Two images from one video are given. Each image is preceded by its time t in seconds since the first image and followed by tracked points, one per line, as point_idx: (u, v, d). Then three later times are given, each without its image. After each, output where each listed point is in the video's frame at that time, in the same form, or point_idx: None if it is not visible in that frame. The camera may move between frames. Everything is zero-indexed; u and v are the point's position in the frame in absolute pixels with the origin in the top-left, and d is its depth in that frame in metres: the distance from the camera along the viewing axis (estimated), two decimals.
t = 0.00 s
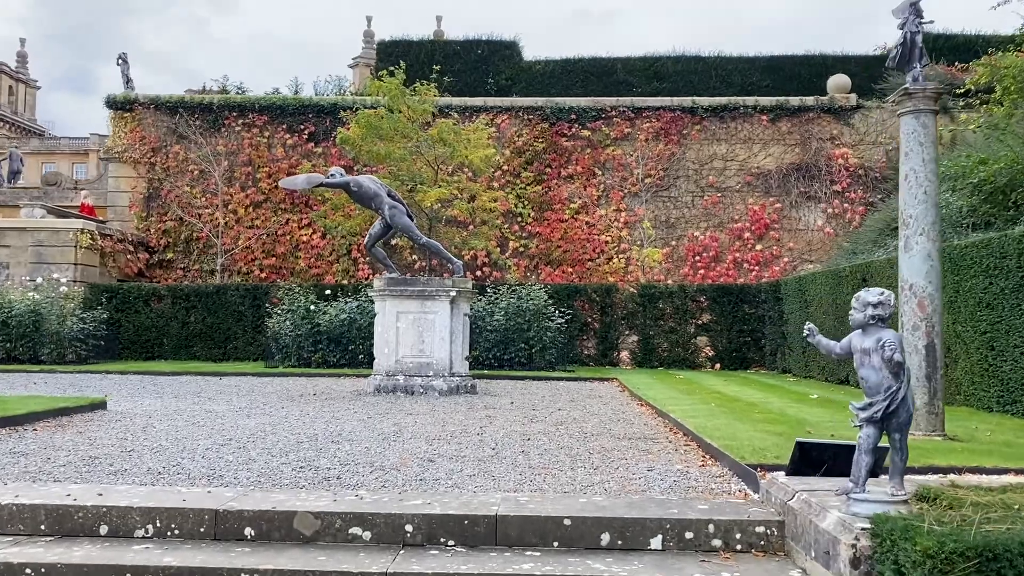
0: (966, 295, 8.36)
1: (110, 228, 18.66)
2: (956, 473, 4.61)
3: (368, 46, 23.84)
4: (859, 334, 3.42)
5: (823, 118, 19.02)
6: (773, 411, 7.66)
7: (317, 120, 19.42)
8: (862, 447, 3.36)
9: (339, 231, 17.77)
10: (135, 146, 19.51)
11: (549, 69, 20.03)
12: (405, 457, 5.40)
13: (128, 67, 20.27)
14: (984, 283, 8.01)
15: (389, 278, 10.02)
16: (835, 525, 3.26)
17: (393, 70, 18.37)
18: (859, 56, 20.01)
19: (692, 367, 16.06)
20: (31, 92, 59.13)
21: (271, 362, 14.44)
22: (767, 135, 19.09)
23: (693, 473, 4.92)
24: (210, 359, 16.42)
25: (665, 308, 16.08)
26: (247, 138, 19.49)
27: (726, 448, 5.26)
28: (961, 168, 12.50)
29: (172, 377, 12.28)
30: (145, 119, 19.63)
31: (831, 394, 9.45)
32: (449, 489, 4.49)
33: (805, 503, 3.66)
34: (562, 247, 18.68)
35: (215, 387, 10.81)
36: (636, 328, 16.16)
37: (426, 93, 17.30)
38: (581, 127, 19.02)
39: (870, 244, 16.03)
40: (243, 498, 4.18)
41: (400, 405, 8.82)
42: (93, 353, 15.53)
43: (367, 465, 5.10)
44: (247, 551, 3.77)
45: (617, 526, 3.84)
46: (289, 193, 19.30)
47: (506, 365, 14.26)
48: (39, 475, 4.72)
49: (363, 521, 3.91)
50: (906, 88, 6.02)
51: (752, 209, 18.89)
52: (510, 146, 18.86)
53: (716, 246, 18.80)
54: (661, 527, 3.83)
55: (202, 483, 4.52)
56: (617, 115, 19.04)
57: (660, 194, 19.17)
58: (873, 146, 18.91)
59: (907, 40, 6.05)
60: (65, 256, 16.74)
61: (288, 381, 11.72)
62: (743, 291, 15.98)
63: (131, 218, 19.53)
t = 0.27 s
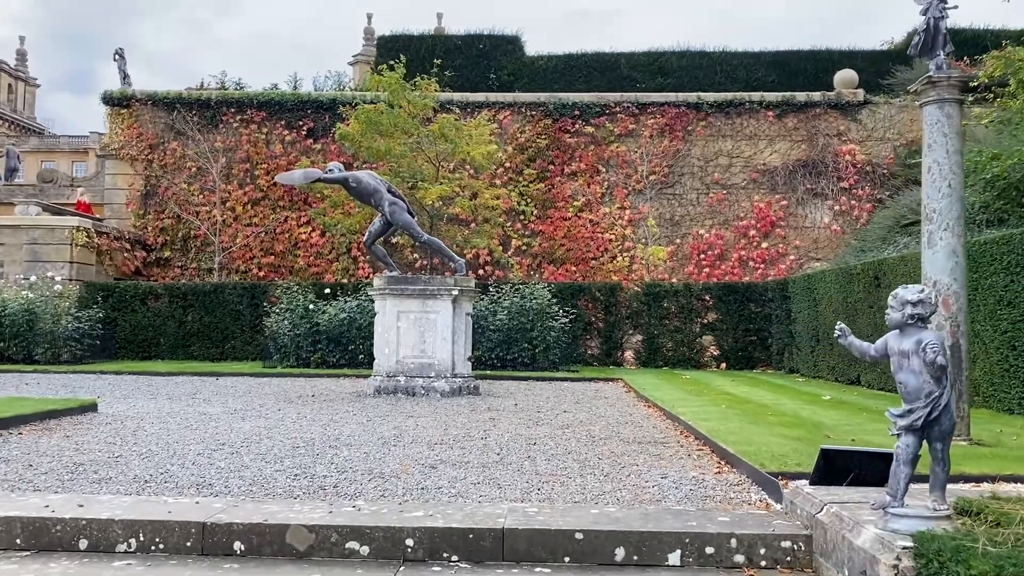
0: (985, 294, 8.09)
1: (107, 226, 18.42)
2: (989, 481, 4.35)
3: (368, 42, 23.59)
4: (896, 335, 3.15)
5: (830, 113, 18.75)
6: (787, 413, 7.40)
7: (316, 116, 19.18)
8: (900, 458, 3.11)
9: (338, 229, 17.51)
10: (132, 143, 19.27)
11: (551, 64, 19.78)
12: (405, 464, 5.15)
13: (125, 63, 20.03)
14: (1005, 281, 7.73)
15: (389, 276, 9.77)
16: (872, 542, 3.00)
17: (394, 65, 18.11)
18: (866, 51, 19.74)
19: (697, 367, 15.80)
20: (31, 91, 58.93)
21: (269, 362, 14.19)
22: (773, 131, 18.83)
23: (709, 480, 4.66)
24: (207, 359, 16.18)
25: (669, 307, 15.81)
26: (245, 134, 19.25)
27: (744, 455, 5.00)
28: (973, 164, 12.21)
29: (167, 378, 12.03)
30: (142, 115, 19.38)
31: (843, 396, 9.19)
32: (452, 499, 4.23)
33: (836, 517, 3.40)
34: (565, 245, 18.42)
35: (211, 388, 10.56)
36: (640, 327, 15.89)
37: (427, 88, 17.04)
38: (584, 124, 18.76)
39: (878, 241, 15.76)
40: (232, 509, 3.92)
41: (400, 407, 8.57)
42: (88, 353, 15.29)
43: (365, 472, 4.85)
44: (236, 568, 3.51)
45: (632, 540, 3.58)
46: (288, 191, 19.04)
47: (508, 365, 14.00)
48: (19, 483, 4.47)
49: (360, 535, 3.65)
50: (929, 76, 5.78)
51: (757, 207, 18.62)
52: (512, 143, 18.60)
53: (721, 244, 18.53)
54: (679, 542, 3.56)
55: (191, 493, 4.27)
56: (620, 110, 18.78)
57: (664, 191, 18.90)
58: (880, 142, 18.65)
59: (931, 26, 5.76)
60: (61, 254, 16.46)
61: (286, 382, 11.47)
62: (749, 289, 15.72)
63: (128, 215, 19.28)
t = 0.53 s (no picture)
0: (1004, 289, 7.84)
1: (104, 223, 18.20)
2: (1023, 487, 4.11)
3: (368, 37, 23.33)
4: (935, 331, 2.91)
5: (836, 108, 18.50)
6: (799, 413, 7.15)
7: (315, 111, 18.94)
8: (940, 464, 2.87)
9: (338, 225, 17.26)
10: (129, 139, 19.04)
11: (553, 59, 19.52)
12: (404, 466, 4.91)
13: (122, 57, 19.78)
14: None
15: (389, 272, 9.54)
16: (909, 555, 2.76)
17: (394, 59, 17.85)
18: (872, 45, 19.47)
19: (703, 365, 15.56)
20: (31, 89, 58.72)
21: (267, 361, 13.96)
22: (778, 126, 18.58)
23: (725, 485, 4.42)
24: (205, 358, 15.95)
25: (674, 304, 15.57)
26: (244, 130, 19.02)
27: (760, 457, 4.76)
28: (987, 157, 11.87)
29: (163, 376, 11.80)
30: (139, 111, 19.15)
31: (855, 395, 8.94)
32: (453, 505, 3.99)
33: (867, 526, 3.16)
34: (567, 242, 18.17)
35: (208, 387, 10.33)
36: (645, 325, 15.65)
37: (428, 82, 16.79)
38: (587, 118, 18.51)
39: (886, 237, 15.51)
40: (219, 517, 3.69)
41: (400, 407, 8.33)
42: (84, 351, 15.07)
43: (362, 476, 4.61)
44: None
45: (647, 551, 3.33)
46: (287, 187, 18.80)
47: (511, 364, 13.77)
48: None
49: (356, 545, 3.42)
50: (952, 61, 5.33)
51: (763, 203, 18.37)
52: (514, 138, 18.34)
53: (726, 240, 18.28)
54: (698, 552, 3.32)
55: (177, 498, 4.03)
56: (624, 105, 18.53)
57: (668, 187, 18.64)
58: (887, 137, 18.39)
59: (953, 8, 4.92)
60: (56, 251, 16.18)
61: (284, 381, 11.24)
62: (755, 286, 15.47)
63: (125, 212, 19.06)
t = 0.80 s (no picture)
0: None
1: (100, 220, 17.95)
2: None
3: (368, 33, 23.06)
4: (980, 327, 2.66)
5: (842, 103, 18.23)
6: (812, 413, 6.88)
7: (314, 106, 18.69)
8: (987, 474, 2.64)
9: (337, 222, 17.00)
10: (126, 135, 18.80)
11: (555, 54, 19.26)
12: (400, 471, 4.65)
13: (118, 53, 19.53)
14: None
15: (387, 269, 9.29)
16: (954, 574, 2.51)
17: (393, 53, 17.59)
18: (878, 40, 19.19)
19: (708, 363, 15.30)
20: (31, 87, 58.47)
21: (264, 360, 13.71)
22: (784, 121, 18.30)
23: (741, 492, 4.15)
24: (202, 357, 15.71)
25: (678, 301, 15.31)
26: (242, 125, 18.76)
27: (778, 462, 4.50)
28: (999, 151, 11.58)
29: (157, 376, 11.54)
30: (136, 106, 18.90)
31: (868, 395, 8.68)
32: (452, 515, 3.73)
33: (902, 540, 2.90)
34: (570, 239, 17.91)
35: (202, 387, 10.09)
36: (648, 323, 15.39)
37: (428, 77, 16.52)
38: (589, 114, 18.24)
39: (894, 234, 15.24)
40: (200, 528, 3.43)
41: (399, 407, 8.08)
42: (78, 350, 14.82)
43: (355, 482, 4.34)
44: None
45: (662, 566, 3.07)
46: (286, 183, 18.54)
47: (512, 363, 13.52)
48: None
49: (346, 560, 3.16)
50: (977, 45, 5.25)
51: (768, 199, 18.09)
52: (516, 134, 18.08)
53: (731, 237, 18.01)
54: (717, 568, 3.05)
55: (157, 508, 3.77)
56: (627, 100, 18.26)
57: (672, 183, 18.37)
58: (894, 132, 18.12)
59: None
60: (51, 248, 15.91)
61: (281, 380, 10.99)
62: (761, 284, 15.21)
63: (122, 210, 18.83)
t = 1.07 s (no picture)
0: None
1: (97, 217, 17.71)
2: None
3: (368, 27, 22.79)
4: None
5: (850, 97, 17.94)
6: (829, 414, 6.63)
7: (314, 101, 18.44)
8: None
9: (337, 218, 16.75)
10: (123, 130, 18.55)
11: (558, 47, 18.98)
12: (400, 478, 4.40)
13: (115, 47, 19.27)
14: None
15: (387, 265, 9.04)
16: None
17: (394, 46, 17.31)
18: (886, 32, 18.90)
19: (714, 361, 15.06)
20: (31, 84, 58.21)
21: (263, 358, 13.47)
22: (790, 115, 18.02)
23: (763, 501, 3.90)
24: (200, 355, 15.48)
25: (684, 299, 15.06)
26: (240, 120, 18.51)
27: (800, 469, 4.25)
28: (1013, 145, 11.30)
29: (153, 374, 11.30)
30: (133, 101, 18.65)
31: (883, 394, 8.42)
32: (456, 526, 3.48)
33: (950, 560, 2.64)
34: (573, 235, 17.66)
35: (199, 386, 9.85)
36: (653, 320, 15.14)
37: (429, 70, 16.25)
38: (593, 108, 17.97)
39: (904, 230, 14.97)
40: (185, 543, 3.19)
41: (400, 407, 7.83)
42: (74, 348, 14.60)
43: (353, 490, 4.10)
44: None
45: None
46: (285, 178, 18.29)
47: (515, 361, 13.28)
48: None
49: None
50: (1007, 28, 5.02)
51: (774, 194, 17.82)
52: (518, 128, 17.83)
53: (737, 233, 17.74)
54: None
55: (140, 519, 3.52)
56: (631, 94, 17.99)
57: (677, 178, 18.10)
58: (902, 126, 17.84)
59: None
60: (47, 245, 15.66)
61: (279, 379, 10.75)
62: (768, 280, 14.94)
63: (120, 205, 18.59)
